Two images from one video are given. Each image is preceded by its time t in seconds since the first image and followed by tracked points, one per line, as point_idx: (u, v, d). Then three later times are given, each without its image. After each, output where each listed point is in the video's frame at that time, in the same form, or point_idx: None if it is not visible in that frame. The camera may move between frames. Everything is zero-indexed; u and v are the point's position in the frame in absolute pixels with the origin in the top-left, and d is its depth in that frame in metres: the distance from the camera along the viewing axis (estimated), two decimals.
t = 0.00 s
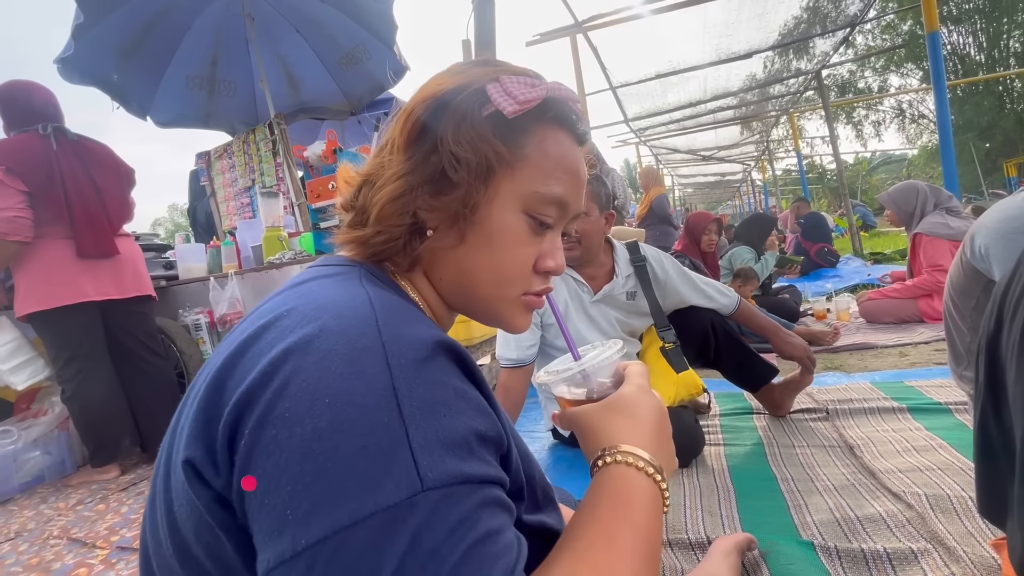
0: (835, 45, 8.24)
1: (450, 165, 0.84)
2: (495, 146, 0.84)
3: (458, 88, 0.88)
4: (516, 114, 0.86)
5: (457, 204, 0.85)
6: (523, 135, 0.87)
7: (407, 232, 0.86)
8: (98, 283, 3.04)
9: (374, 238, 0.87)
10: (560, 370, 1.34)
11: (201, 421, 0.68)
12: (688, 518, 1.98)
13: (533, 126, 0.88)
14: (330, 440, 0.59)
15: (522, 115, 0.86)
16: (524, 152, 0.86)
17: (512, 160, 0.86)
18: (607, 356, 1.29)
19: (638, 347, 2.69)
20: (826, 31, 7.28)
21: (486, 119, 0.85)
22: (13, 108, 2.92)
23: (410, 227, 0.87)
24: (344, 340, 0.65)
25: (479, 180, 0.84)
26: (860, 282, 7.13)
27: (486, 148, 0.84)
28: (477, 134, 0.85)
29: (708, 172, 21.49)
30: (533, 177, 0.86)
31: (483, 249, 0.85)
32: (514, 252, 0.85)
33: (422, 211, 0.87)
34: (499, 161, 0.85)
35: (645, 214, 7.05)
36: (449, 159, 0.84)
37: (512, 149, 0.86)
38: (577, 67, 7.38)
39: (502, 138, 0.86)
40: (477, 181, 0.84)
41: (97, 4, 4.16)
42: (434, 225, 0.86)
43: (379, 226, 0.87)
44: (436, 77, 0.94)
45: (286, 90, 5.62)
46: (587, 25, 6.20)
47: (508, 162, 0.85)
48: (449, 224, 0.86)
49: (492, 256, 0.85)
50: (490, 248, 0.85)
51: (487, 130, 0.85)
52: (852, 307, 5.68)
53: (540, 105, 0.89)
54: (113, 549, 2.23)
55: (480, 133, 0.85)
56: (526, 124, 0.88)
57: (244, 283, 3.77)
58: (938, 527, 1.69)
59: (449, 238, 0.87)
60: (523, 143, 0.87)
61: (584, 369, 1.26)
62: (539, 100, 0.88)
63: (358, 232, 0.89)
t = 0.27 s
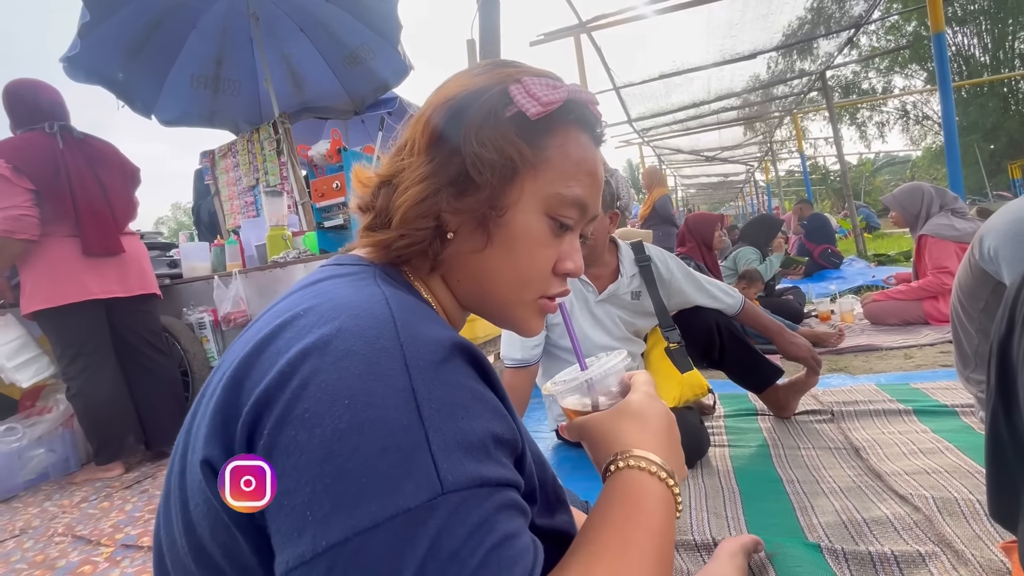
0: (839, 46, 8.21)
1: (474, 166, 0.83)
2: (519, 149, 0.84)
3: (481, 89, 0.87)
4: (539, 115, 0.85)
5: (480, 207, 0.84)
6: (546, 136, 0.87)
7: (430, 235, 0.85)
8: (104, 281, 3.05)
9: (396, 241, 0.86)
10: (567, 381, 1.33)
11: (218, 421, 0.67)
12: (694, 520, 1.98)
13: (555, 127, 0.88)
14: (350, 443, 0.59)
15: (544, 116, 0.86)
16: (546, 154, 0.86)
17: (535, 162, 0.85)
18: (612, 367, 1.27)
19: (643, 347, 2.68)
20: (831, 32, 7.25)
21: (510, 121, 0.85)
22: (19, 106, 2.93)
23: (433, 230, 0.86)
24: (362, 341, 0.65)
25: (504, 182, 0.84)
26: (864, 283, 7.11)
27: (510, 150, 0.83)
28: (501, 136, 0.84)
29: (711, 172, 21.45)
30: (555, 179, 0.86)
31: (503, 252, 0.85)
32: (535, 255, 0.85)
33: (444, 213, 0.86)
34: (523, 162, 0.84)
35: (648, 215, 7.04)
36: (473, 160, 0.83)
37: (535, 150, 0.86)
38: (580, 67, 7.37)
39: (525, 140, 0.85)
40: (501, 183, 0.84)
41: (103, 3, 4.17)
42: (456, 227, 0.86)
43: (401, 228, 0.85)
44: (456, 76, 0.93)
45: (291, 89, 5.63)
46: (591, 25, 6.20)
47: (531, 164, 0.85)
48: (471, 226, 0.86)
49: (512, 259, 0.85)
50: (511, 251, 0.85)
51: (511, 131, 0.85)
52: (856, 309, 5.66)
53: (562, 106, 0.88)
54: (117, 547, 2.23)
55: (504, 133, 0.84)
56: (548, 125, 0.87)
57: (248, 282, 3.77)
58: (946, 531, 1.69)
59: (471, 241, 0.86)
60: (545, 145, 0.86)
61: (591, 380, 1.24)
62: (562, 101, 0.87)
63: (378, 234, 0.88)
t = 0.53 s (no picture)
0: (842, 47, 8.20)
1: (496, 173, 0.83)
2: (542, 159, 0.84)
3: (505, 95, 0.86)
4: (563, 125, 0.85)
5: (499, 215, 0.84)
6: (567, 148, 0.87)
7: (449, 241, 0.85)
8: (109, 280, 3.05)
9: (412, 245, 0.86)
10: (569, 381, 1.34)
11: (226, 423, 0.67)
12: (698, 521, 1.97)
13: (576, 139, 0.88)
14: (359, 444, 0.59)
15: (567, 126, 0.86)
16: (566, 164, 0.87)
17: (555, 173, 0.86)
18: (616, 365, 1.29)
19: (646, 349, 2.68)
20: (834, 33, 7.24)
21: (534, 129, 0.85)
22: (26, 106, 2.94)
23: (450, 235, 0.85)
24: (370, 342, 0.65)
25: (525, 192, 0.84)
26: (867, 285, 7.09)
27: (533, 160, 0.83)
28: (525, 145, 0.84)
29: (713, 173, 21.41)
30: (574, 190, 0.87)
31: (518, 260, 0.86)
32: (548, 265, 0.86)
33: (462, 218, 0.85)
34: (545, 173, 0.85)
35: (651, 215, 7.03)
36: (496, 168, 0.83)
37: (556, 161, 0.86)
38: (583, 67, 7.36)
39: (547, 150, 0.86)
40: (521, 191, 0.84)
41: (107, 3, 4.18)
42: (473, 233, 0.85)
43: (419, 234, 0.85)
44: (479, 79, 0.91)
45: (294, 89, 5.64)
46: (594, 25, 6.19)
47: (552, 175, 0.85)
48: (488, 233, 0.86)
49: (526, 269, 0.86)
50: (525, 260, 0.85)
51: (535, 141, 0.85)
52: (859, 310, 5.65)
53: (585, 117, 0.89)
54: (122, 545, 2.24)
55: (527, 143, 0.84)
56: (570, 135, 0.88)
57: (251, 281, 3.79)
58: (951, 533, 1.68)
59: (486, 248, 0.86)
60: (566, 156, 0.87)
61: (596, 378, 1.26)
62: (585, 112, 0.88)
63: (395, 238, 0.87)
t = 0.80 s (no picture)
0: (846, 47, 8.18)
1: (523, 192, 0.81)
2: (569, 183, 0.84)
3: (539, 112, 0.84)
4: (591, 152, 0.85)
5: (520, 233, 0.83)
6: (591, 173, 0.88)
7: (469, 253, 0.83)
8: (113, 278, 3.06)
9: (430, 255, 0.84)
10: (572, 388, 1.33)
11: (228, 425, 0.67)
12: (700, 522, 1.97)
13: (601, 165, 0.89)
14: (360, 448, 0.59)
15: (595, 152, 0.86)
16: (587, 189, 0.87)
17: (578, 197, 0.86)
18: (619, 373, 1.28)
19: (649, 350, 2.68)
20: (838, 33, 7.21)
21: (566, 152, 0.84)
22: (31, 104, 2.94)
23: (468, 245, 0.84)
24: (372, 345, 0.65)
25: (549, 212, 0.83)
26: (869, 286, 7.08)
27: (561, 182, 0.83)
28: (555, 167, 0.83)
29: (716, 173, 21.38)
30: (592, 215, 0.88)
31: (529, 278, 0.86)
32: (554, 286, 0.88)
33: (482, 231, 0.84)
34: (570, 196, 0.84)
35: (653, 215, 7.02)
36: (523, 185, 0.81)
37: (581, 185, 0.86)
38: (586, 67, 7.36)
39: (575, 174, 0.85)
40: (546, 212, 0.83)
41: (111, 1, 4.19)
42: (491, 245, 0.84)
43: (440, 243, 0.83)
44: (512, 87, 0.89)
45: (297, 88, 5.64)
46: (597, 24, 6.18)
47: (575, 198, 0.85)
48: (506, 248, 0.85)
49: (534, 286, 0.87)
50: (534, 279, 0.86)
51: (565, 164, 0.84)
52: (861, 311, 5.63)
53: (612, 145, 0.89)
54: (124, 543, 2.24)
55: (558, 165, 0.83)
56: (594, 162, 0.88)
57: (254, 280, 3.79)
58: (955, 535, 1.68)
59: (500, 263, 0.85)
60: (588, 181, 0.87)
61: (598, 386, 1.25)
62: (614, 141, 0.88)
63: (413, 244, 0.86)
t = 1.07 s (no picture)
0: (849, 47, 8.16)
1: (512, 172, 0.81)
2: (561, 153, 0.84)
3: (518, 89, 0.84)
4: (574, 118, 0.84)
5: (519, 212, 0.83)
6: (581, 138, 0.87)
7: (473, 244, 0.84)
8: (117, 277, 3.07)
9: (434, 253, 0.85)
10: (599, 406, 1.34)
11: (249, 426, 0.68)
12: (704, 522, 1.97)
13: (590, 128, 0.88)
14: (384, 455, 0.60)
15: (578, 117, 0.85)
16: (578, 155, 0.86)
17: (572, 164, 0.86)
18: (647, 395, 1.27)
19: (651, 350, 2.68)
20: (840, 33, 7.20)
21: (553, 123, 0.84)
22: (36, 103, 2.95)
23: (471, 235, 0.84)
24: (394, 349, 0.65)
25: (546, 186, 0.83)
26: (871, 286, 7.07)
27: (552, 153, 0.83)
28: (544, 140, 0.83)
29: (718, 173, 21.35)
30: (586, 180, 0.87)
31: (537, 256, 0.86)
32: (563, 260, 0.87)
33: (481, 219, 0.84)
34: (564, 166, 0.84)
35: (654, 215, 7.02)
36: (515, 163, 0.81)
37: (572, 152, 0.85)
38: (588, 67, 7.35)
39: (562, 142, 0.84)
40: (541, 186, 0.83)
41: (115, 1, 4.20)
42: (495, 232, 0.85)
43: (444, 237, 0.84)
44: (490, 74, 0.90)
45: (300, 87, 5.65)
46: (599, 24, 6.18)
47: (570, 168, 0.85)
48: (510, 230, 0.85)
49: (544, 264, 0.86)
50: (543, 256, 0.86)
51: (553, 135, 0.84)
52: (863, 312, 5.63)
53: (594, 107, 0.88)
54: (128, 540, 2.25)
55: (546, 136, 0.83)
56: (580, 127, 0.87)
57: (256, 278, 3.79)
58: (957, 537, 1.68)
59: (506, 249, 0.85)
60: (577, 146, 0.86)
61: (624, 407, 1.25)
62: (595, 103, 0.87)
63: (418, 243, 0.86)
